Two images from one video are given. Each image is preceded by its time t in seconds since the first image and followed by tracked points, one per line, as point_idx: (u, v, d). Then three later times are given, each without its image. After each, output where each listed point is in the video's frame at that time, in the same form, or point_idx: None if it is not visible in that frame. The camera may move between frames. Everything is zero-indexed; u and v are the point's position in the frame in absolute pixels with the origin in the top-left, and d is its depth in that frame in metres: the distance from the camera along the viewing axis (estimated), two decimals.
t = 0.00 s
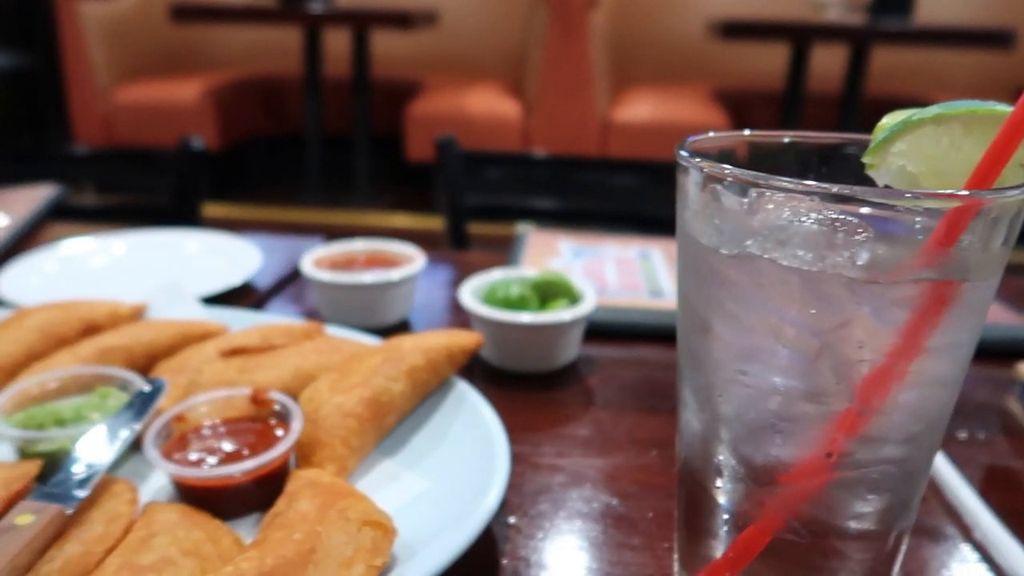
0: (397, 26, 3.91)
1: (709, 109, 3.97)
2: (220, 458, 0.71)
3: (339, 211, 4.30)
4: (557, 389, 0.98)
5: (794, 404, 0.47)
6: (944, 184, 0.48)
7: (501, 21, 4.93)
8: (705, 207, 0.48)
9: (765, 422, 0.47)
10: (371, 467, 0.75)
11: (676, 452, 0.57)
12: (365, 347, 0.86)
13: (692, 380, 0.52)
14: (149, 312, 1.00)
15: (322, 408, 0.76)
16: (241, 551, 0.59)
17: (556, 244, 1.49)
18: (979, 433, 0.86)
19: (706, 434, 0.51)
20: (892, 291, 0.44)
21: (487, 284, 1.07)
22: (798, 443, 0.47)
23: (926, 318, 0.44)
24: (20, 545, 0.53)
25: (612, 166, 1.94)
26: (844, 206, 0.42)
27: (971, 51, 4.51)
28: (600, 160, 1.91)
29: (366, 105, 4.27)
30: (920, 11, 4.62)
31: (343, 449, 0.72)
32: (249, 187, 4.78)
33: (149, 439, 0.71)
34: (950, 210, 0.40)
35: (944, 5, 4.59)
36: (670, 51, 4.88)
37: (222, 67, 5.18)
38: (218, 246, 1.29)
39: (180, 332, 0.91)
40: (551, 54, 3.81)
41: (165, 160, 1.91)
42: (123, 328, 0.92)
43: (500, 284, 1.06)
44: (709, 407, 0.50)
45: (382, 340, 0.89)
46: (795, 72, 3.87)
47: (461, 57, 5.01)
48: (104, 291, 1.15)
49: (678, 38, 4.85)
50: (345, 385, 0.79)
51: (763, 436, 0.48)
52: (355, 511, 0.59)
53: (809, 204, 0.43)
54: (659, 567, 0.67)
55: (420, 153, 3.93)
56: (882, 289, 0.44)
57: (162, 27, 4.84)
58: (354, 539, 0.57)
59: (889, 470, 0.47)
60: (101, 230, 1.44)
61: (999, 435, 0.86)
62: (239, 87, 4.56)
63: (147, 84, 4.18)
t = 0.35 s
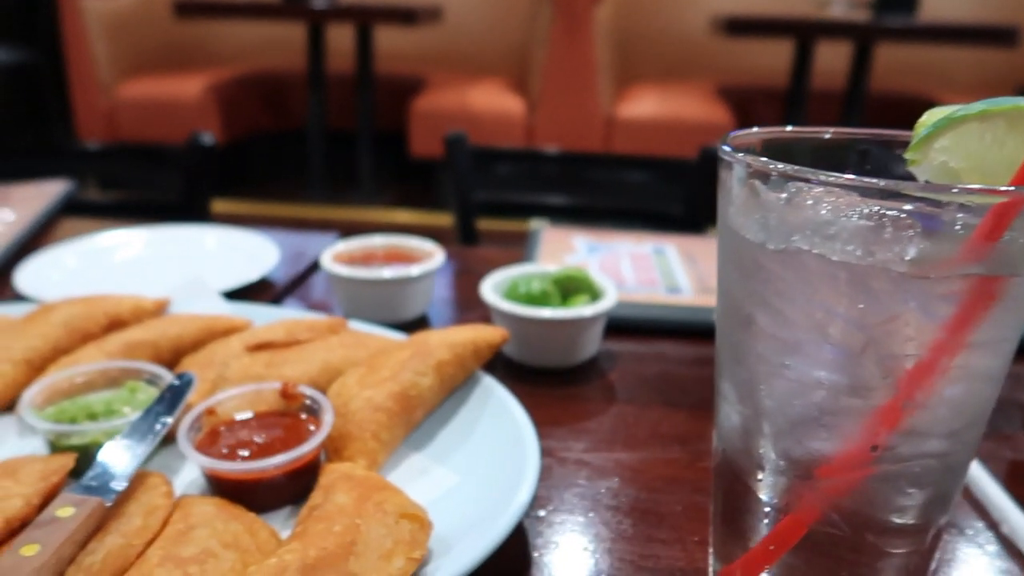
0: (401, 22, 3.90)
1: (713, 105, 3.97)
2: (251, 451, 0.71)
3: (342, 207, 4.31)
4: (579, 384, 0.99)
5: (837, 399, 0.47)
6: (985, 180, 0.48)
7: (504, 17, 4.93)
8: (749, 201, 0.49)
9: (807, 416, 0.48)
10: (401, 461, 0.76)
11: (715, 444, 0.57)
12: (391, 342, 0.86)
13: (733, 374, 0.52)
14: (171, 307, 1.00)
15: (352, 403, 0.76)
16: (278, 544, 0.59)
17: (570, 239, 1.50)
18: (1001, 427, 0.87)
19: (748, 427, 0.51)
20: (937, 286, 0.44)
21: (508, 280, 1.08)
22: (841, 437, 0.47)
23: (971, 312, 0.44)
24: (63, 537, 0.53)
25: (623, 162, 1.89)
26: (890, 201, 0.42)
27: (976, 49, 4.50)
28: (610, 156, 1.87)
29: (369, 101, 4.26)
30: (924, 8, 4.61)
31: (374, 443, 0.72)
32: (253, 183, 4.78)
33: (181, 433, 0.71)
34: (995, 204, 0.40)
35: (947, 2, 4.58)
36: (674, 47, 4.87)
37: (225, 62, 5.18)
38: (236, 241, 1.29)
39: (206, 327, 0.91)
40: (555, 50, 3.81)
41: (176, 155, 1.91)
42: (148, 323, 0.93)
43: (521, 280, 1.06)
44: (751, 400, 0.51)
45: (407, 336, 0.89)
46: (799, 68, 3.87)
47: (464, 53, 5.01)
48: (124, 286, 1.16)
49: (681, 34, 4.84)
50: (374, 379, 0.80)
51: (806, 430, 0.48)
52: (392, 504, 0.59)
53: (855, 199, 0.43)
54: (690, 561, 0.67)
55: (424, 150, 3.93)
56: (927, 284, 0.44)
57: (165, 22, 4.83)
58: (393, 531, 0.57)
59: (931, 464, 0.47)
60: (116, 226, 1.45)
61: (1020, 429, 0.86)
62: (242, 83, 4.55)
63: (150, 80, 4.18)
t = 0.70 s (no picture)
0: (407, 18, 3.90)
1: (720, 100, 3.96)
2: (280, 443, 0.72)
3: (348, 202, 4.31)
4: (600, 378, 0.99)
5: (875, 390, 0.47)
6: None
7: (510, 13, 4.92)
8: (787, 192, 0.49)
9: (845, 406, 0.48)
10: (427, 454, 0.76)
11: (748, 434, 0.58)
12: (415, 335, 0.86)
13: (769, 364, 0.53)
14: (193, 301, 1.01)
15: (379, 395, 0.77)
16: (312, 534, 0.60)
17: (586, 234, 1.50)
18: None
19: (784, 417, 0.52)
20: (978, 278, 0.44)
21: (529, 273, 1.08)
22: (878, 427, 0.47)
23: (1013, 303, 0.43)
24: (102, 526, 0.54)
25: (637, 158, 1.89)
26: (931, 192, 0.42)
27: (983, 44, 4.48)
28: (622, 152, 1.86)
29: (375, 97, 4.26)
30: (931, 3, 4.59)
31: (402, 434, 0.72)
32: (259, 179, 4.78)
33: (211, 425, 0.72)
34: None
35: None
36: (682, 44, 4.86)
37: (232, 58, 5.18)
38: (253, 235, 1.29)
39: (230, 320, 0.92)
40: (562, 46, 3.80)
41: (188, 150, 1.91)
42: (172, 316, 0.93)
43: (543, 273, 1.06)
44: (788, 390, 0.51)
45: (431, 329, 0.89)
46: (806, 64, 3.86)
47: (470, 49, 5.00)
48: (144, 280, 1.16)
49: (687, 29, 4.83)
50: (400, 372, 0.80)
51: (844, 421, 0.48)
52: (424, 494, 0.60)
53: (898, 190, 0.43)
54: (718, 552, 0.68)
55: (430, 145, 3.93)
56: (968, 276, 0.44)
57: (171, 18, 4.84)
58: (427, 521, 0.57)
59: (968, 454, 0.47)
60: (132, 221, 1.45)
61: None
62: (248, 79, 4.56)
63: (157, 76, 4.18)
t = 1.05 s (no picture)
0: (416, 13, 3.89)
1: (729, 95, 3.95)
2: (307, 432, 0.72)
3: (356, 197, 4.31)
4: (621, 369, 0.99)
5: (914, 378, 0.47)
6: None
7: (518, 8, 4.90)
8: (825, 179, 0.49)
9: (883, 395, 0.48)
10: (452, 444, 0.76)
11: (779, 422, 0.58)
12: (438, 326, 0.87)
13: (804, 353, 0.52)
14: (215, 292, 1.01)
15: (405, 385, 0.77)
16: (343, 523, 0.60)
17: (602, 227, 1.50)
18: None
19: (819, 406, 0.51)
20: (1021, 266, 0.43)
21: (549, 265, 1.08)
22: (916, 415, 0.47)
23: None
24: (138, 514, 0.54)
25: (650, 151, 1.88)
26: (975, 178, 0.42)
27: (995, 38, 4.44)
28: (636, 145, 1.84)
29: (384, 91, 4.25)
30: None
31: (428, 425, 0.73)
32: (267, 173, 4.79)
33: (239, 415, 0.72)
34: None
35: None
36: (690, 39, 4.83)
37: (240, 53, 5.18)
38: (271, 228, 1.29)
39: (253, 311, 0.92)
40: (570, 40, 3.79)
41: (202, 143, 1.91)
42: (196, 307, 0.94)
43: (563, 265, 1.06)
44: (824, 379, 0.51)
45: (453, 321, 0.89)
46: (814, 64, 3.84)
47: (478, 44, 4.99)
48: (163, 272, 1.17)
49: (697, 24, 4.81)
50: (425, 363, 0.80)
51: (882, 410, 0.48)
52: (455, 483, 0.60)
53: (940, 177, 0.43)
54: (746, 543, 0.68)
55: (438, 139, 3.93)
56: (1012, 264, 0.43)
57: (180, 13, 4.84)
58: (459, 510, 0.58)
59: (1008, 444, 0.47)
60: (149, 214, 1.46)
61: None
62: (256, 73, 4.56)
63: (165, 70, 4.19)
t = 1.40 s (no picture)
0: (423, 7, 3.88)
1: (737, 89, 3.93)
2: (332, 421, 0.72)
3: (363, 191, 4.31)
4: (640, 360, 0.99)
5: (952, 364, 0.46)
6: None
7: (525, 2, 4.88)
8: (861, 165, 0.49)
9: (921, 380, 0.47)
10: (475, 435, 0.76)
11: (809, 412, 0.58)
12: (460, 317, 0.87)
13: (838, 341, 0.52)
14: (234, 284, 1.01)
15: (428, 375, 0.77)
16: (371, 511, 0.60)
17: (617, 220, 1.49)
18: None
19: (854, 393, 0.51)
20: None
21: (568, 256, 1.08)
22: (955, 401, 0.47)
23: None
24: (170, 502, 0.54)
25: (663, 144, 1.87)
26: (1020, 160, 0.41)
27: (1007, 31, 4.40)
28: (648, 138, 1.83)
29: (391, 86, 4.25)
30: None
31: (452, 414, 0.73)
32: (275, 168, 4.79)
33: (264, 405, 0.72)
34: None
35: None
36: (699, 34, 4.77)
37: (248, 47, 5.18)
38: (287, 220, 1.29)
39: (274, 301, 0.92)
40: (577, 34, 3.78)
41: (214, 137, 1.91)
42: (217, 298, 0.94)
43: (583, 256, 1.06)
44: (859, 366, 0.50)
45: (474, 311, 0.89)
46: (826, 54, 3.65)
47: (485, 39, 4.98)
48: (180, 264, 1.17)
49: (705, 18, 4.78)
50: (448, 353, 0.80)
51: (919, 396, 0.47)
52: (483, 472, 0.60)
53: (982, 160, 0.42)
54: (773, 532, 0.67)
55: (446, 134, 3.92)
56: None
57: (187, 8, 4.84)
58: (488, 499, 0.58)
59: None
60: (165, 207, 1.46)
61: None
62: (263, 68, 4.56)
63: (173, 65, 4.19)
